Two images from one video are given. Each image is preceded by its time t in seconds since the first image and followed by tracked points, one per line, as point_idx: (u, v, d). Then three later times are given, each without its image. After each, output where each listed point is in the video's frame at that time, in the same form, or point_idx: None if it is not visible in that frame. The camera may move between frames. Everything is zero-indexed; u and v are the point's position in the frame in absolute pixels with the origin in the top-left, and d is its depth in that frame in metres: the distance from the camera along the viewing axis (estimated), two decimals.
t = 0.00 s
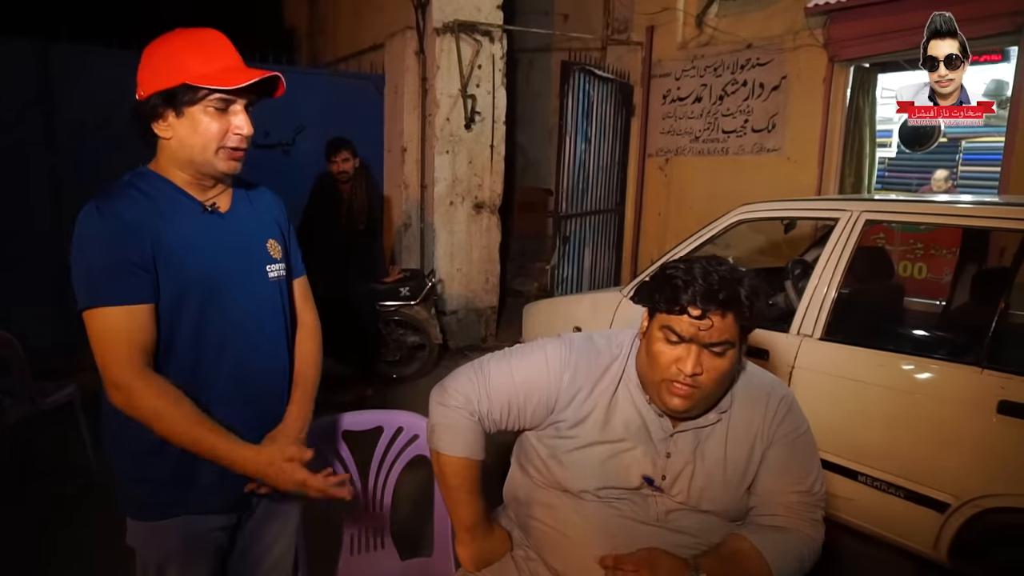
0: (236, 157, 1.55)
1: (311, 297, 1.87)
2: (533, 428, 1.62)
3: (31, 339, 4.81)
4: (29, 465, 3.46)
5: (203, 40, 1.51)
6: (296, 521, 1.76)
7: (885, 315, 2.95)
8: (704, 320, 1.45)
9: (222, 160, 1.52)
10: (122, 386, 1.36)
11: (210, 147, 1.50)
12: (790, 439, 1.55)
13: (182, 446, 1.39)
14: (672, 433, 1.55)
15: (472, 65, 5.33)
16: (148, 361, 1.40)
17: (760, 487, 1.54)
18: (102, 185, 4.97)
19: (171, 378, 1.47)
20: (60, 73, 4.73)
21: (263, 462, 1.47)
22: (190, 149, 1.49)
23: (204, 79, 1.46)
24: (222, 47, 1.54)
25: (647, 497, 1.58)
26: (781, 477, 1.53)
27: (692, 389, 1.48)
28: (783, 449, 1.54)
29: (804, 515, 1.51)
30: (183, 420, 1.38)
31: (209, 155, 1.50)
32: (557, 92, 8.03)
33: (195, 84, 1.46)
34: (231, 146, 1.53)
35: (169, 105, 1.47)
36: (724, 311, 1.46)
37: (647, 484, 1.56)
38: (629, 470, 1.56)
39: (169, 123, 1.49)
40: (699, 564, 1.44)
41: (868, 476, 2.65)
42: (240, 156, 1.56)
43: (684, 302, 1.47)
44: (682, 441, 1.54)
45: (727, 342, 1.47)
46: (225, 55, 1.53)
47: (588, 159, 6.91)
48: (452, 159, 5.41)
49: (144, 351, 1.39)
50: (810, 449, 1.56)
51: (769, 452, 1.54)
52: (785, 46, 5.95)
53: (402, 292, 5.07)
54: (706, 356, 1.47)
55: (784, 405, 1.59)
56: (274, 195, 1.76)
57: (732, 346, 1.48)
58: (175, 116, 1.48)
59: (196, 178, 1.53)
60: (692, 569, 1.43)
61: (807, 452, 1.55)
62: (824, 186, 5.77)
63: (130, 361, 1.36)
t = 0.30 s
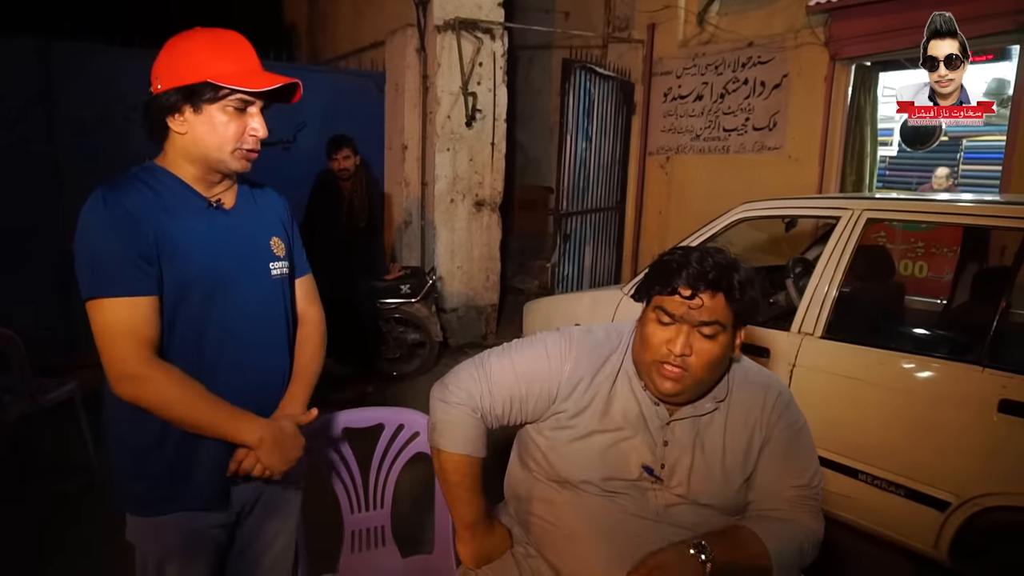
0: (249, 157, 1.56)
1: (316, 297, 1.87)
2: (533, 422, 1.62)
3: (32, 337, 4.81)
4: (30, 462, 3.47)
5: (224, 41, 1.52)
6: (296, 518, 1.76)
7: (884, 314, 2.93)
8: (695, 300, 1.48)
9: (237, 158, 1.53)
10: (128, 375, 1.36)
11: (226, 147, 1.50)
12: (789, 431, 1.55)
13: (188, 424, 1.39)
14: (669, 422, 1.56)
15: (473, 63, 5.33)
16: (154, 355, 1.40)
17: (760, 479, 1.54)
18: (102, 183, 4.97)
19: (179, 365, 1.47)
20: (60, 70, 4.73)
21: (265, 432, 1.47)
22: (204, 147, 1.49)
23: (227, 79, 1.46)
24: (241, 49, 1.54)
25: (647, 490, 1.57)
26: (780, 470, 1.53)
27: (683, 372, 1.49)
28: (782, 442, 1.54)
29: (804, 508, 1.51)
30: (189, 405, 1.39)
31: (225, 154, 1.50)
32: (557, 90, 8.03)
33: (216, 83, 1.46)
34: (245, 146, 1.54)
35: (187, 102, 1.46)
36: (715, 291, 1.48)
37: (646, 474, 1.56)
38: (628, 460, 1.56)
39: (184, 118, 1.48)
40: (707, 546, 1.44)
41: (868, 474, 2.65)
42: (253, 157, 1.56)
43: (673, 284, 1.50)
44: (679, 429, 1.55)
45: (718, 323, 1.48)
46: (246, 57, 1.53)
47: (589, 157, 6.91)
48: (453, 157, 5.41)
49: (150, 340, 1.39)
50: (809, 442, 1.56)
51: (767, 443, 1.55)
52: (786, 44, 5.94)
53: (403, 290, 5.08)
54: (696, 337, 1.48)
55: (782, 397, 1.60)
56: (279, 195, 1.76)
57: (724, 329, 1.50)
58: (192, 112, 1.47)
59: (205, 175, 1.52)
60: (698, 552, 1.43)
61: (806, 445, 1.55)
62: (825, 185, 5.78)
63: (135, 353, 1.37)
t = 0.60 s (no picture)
0: (254, 157, 1.56)
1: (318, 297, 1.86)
2: (538, 419, 1.63)
3: (33, 336, 4.81)
4: (31, 462, 3.47)
5: (230, 41, 1.52)
6: (299, 516, 1.77)
7: (886, 313, 2.94)
8: (701, 296, 1.49)
9: (242, 158, 1.53)
10: (139, 373, 1.37)
11: (231, 146, 1.50)
12: (794, 428, 1.55)
13: (189, 433, 1.41)
14: (674, 417, 1.56)
15: (474, 63, 5.33)
16: (162, 357, 1.40)
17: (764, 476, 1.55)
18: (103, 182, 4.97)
19: (183, 369, 1.47)
20: (62, 69, 4.73)
21: (267, 447, 1.50)
22: (210, 147, 1.49)
23: (232, 80, 1.47)
24: (246, 49, 1.54)
25: (651, 487, 1.57)
26: (784, 467, 1.54)
27: (689, 368, 1.49)
28: (786, 439, 1.55)
29: (806, 504, 1.53)
30: (193, 411, 1.40)
31: (230, 154, 1.50)
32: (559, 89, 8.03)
33: (221, 83, 1.46)
34: (250, 145, 1.54)
35: (192, 102, 1.46)
36: (720, 287, 1.50)
37: (651, 470, 1.56)
38: (633, 456, 1.56)
39: (189, 118, 1.48)
40: (711, 542, 1.43)
41: (870, 473, 2.66)
42: (258, 157, 1.57)
43: (679, 279, 1.51)
44: (685, 425, 1.55)
45: (724, 319, 1.49)
46: (250, 57, 1.54)
47: (590, 157, 6.91)
48: (454, 157, 5.42)
49: (157, 336, 1.40)
50: (813, 439, 1.57)
51: (772, 440, 1.55)
52: (787, 44, 5.95)
53: (404, 289, 5.09)
54: (702, 333, 1.49)
55: (786, 394, 1.61)
56: (285, 195, 1.75)
57: (729, 325, 1.51)
58: (197, 112, 1.47)
59: (211, 175, 1.53)
60: (703, 549, 1.43)
61: (810, 442, 1.56)
62: (826, 185, 5.78)
63: (142, 353, 1.37)
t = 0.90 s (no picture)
0: (254, 159, 1.57)
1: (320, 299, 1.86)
2: (541, 419, 1.63)
3: (34, 337, 4.81)
4: (32, 461, 3.47)
5: (231, 44, 1.52)
6: (299, 516, 1.77)
7: (886, 313, 2.95)
8: (704, 297, 1.49)
9: (242, 160, 1.54)
10: (138, 374, 1.37)
11: (231, 149, 1.51)
12: (795, 428, 1.56)
13: (187, 433, 1.41)
14: (676, 417, 1.56)
15: (474, 65, 5.34)
16: (161, 358, 1.41)
17: (764, 476, 1.55)
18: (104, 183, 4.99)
19: (182, 370, 1.48)
20: (63, 71, 4.74)
21: (263, 450, 1.50)
22: (210, 149, 1.50)
23: (231, 83, 1.47)
24: (247, 51, 1.55)
25: (653, 487, 1.57)
26: (784, 468, 1.54)
27: (690, 368, 1.50)
28: (787, 440, 1.55)
29: (806, 504, 1.54)
30: (190, 413, 1.40)
31: (230, 156, 1.51)
32: (559, 90, 8.04)
33: (221, 87, 1.47)
34: (251, 148, 1.54)
35: (193, 104, 1.47)
36: (724, 288, 1.50)
37: (652, 469, 1.56)
38: (635, 455, 1.56)
39: (190, 121, 1.49)
40: (718, 543, 1.44)
41: (870, 473, 2.66)
42: (259, 159, 1.57)
43: (683, 280, 1.52)
44: (687, 425, 1.56)
45: (727, 320, 1.49)
46: (251, 59, 1.54)
47: (590, 158, 6.92)
48: (455, 158, 5.43)
49: (157, 337, 1.40)
50: (813, 438, 1.58)
51: (774, 441, 1.55)
52: (787, 45, 5.95)
53: (404, 291, 5.09)
54: (706, 333, 1.49)
55: (786, 395, 1.61)
56: (287, 197, 1.76)
57: (732, 325, 1.51)
58: (198, 114, 1.48)
59: (212, 177, 1.53)
60: (709, 550, 1.43)
61: (810, 442, 1.57)
62: (826, 186, 5.78)
63: (142, 355, 1.37)
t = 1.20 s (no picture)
0: (254, 157, 1.57)
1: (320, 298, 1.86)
2: (540, 417, 1.63)
3: (34, 335, 4.81)
4: (32, 460, 3.47)
5: (233, 42, 1.53)
6: (298, 513, 1.77)
7: (886, 313, 2.95)
8: (704, 295, 1.49)
9: (243, 157, 1.54)
10: (137, 371, 1.37)
11: (231, 146, 1.51)
12: (793, 426, 1.57)
13: (185, 430, 1.41)
14: (675, 415, 1.57)
15: (474, 63, 5.34)
16: (160, 356, 1.41)
17: (763, 473, 1.56)
18: (104, 182, 4.98)
19: (181, 367, 1.48)
20: (62, 69, 4.74)
21: (260, 448, 1.50)
22: (210, 146, 1.50)
23: (232, 81, 1.47)
24: (248, 49, 1.55)
25: (652, 484, 1.58)
26: (782, 465, 1.55)
27: (690, 365, 1.50)
28: (785, 437, 1.56)
29: (804, 501, 1.54)
30: (188, 410, 1.40)
31: (230, 153, 1.51)
32: (559, 89, 8.04)
33: (222, 84, 1.47)
34: (251, 145, 1.54)
35: (193, 102, 1.47)
36: (724, 286, 1.50)
37: (651, 467, 1.56)
38: (633, 453, 1.56)
39: (190, 119, 1.49)
40: (716, 540, 1.44)
41: (870, 472, 2.66)
42: (259, 157, 1.57)
43: (682, 278, 1.52)
44: (685, 423, 1.56)
45: (727, 318, 1.50)
46: (251, 57, 1.54)
47: (590, 157, 6.92)
48: (454, 157, 5.42)
49: (156, 334, 1.41)
50: (811, 436, 1.58)
51: (772, 439, 1.56)
52: (787, 44, 5.95)
53: (404, 289, 5.16)
54: (706, 331, 1.49)
55: (785, 392, 1.61)
56: (288, 195, 1.76)
57: (732, 323, 1.51)
58: (198, 112, 1.48)
59: (212, 175, 1.53)
60: (708, 546, 1.43)
61: (808, 439, 1.58)
62: (826, 185, 5.78)
63: (141, 353, 1.38)
